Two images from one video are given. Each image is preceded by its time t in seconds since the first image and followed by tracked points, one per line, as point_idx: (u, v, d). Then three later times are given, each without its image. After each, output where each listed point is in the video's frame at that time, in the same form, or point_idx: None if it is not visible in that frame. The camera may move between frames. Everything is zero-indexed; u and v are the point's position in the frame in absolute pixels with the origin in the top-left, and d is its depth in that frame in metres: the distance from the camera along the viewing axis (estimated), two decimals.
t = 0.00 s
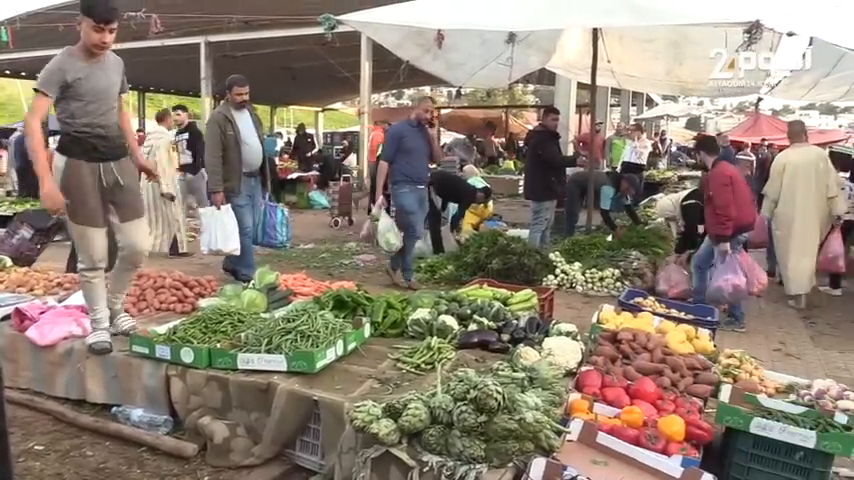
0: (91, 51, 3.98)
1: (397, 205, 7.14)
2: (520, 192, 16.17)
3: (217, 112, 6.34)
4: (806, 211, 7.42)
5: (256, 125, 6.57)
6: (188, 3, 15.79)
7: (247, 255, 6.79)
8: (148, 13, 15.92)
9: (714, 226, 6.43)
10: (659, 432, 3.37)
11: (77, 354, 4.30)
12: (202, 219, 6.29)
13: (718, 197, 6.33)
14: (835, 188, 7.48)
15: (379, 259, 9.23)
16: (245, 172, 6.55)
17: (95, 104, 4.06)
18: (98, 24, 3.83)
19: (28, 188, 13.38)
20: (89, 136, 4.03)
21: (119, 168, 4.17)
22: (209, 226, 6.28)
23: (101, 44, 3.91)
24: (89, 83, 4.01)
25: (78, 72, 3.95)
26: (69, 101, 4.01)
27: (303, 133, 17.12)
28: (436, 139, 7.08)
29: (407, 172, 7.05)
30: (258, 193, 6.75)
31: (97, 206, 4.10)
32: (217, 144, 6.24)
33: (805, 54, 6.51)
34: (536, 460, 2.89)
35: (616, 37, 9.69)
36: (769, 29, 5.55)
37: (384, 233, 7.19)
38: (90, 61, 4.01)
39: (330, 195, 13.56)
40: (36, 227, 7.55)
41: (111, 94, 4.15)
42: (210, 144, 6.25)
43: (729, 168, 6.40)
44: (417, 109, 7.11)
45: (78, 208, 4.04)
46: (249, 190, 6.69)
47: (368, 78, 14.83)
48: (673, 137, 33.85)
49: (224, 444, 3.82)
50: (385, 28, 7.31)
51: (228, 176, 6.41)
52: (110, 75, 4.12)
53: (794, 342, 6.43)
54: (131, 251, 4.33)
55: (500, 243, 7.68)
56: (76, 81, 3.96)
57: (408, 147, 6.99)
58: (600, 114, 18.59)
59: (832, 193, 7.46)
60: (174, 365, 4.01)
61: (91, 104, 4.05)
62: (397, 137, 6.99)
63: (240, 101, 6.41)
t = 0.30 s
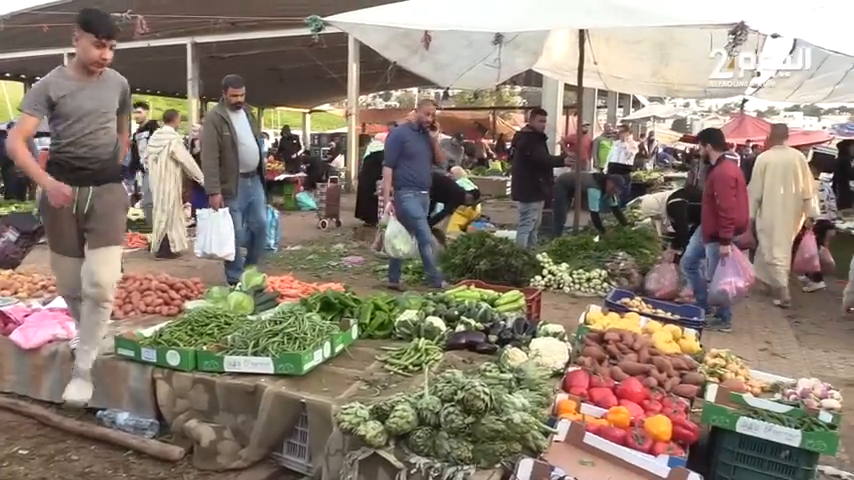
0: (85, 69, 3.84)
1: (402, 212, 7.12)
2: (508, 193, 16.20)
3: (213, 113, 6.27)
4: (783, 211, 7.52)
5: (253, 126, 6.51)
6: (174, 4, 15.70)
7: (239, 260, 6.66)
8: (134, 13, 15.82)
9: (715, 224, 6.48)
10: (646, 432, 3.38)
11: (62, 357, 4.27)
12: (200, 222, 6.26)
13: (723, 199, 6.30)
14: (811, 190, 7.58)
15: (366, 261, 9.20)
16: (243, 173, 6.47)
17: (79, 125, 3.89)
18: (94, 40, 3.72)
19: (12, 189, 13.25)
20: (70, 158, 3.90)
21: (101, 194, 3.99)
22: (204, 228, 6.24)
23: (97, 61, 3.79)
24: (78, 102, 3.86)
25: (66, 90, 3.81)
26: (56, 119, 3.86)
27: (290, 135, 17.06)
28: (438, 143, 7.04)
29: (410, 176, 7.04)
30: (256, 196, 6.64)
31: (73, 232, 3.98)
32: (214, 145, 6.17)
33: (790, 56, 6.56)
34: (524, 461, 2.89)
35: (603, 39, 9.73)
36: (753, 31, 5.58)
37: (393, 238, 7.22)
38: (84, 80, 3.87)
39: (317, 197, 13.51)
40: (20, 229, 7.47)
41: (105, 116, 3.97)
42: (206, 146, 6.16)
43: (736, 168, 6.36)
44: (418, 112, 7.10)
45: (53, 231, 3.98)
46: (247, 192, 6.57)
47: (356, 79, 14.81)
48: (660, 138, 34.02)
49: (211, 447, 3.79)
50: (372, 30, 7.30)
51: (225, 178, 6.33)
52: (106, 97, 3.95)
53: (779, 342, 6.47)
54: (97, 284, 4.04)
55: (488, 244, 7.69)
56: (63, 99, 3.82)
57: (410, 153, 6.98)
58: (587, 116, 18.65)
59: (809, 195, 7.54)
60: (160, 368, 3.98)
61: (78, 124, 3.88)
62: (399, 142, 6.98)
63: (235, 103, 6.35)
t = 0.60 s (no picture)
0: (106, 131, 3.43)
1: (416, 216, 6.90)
2: (496, 193, 16.23)
3: (219, 112, 6.18)
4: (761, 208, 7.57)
5: (258, 128, 6.41)
6: (160, 4, 15.60)
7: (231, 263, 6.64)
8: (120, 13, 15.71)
9: (707, 227, 6.54)
10: (635, 431, 3.38)
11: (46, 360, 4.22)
12: (195, 222, 6.19)
13: (717, 202, 6.33)
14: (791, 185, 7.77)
15: (354, 262, 9.18)
16: (245, 176, 6.39)
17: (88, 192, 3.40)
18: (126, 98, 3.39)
19: None
20: (69, 231, 3.39)
21: (104, 269, 3.49)
22: (199, 229, 6.16)
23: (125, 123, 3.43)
24: (86, 164, 3.37)
25: (76, 151, 3.35)
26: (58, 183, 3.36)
27: (278, 136, 16.99)
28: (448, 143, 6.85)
29: (423, 180, 6.83)
30: (257, 200, 6.54)
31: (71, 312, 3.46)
32: (217, 145, 6.07)
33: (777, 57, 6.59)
34: (513, 461, 2.89)
35: (591, 40, 9.76)
36: (740, 31, 5.61)
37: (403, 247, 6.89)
38: (99, 143, 3.43)
39: (306, 198, 13.47)
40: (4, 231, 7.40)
41: (117, 183, 3.50)
42: (209, 144, 6.07)
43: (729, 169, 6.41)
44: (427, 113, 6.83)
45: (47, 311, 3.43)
46: (248, 195, 6.47)
47: (344, 79, 14.78)
48: (648, 139, 34.18)
49: (198, 450, 3.76)
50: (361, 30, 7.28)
51: (225, 179, 6.25)
52: (121, 164, 3.51)
53: (766, 341, 6.50)
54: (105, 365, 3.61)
55: (477, 245, 7.69)
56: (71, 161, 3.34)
57: (424, 155, 6.77)
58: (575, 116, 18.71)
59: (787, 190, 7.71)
60: (146, 371, 3.95)
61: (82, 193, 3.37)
62: (411, 144, 6.75)
63: (242, 104, 6.25)
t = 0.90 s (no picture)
0: (138, 135, 3.19)
1: (417, 213, 6.85)
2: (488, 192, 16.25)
3: (232, 107, 6.16)
4: (741, 204, 7.61)
5: (269, 128, 6.39)
6: (150, 4, 15.51)
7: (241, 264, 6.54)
8: (109, 13, 15.62)
9: (693, 223, 6.52)
10: (627, 429, 3.38)
11: (36, 363, 4.19)
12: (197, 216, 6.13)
13: (701, 197, 6.37)
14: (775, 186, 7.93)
15: (346, 262, 9.15)
16: (254, 175, 6.35)
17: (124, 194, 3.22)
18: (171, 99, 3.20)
19: None
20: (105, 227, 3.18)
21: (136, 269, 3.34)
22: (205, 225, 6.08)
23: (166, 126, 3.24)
24: (122, 171, 3.17)
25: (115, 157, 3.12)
26: (91, 187, 3.13)
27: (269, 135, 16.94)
28: (457, 139, 6.86)
29: (429, 177, 6.79)
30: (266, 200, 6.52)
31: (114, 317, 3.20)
32: (227, 140, 6.04)
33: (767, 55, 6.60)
34: (506, 460, 2.89)
35: (582, 39, 9.77)
36: (730, 30, 5.62)
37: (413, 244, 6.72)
38: (133, 147, 3.21)
39: (297, 198, 13.43)
40: None
41: (145, 185, 3.35)
42: (219, 138, 6.04)
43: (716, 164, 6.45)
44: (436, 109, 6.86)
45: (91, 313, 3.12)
46: (257, 195, 6.44)
47: (335, 79, 14.75)
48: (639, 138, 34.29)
49: (190, 451, 3.74)
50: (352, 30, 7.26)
51: (234, 174, 6.21)
52: (150, 165, 3.33)
53: (758, 338, 6.53)
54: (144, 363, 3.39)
55: (469, 244, 7.69)
56: (106, 168, 3.12)
57: (430, 151, 6.76)
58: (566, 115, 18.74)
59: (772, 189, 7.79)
60: (137, 372, 3.92)
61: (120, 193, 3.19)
62: (416, 140, 6.73)
63: (255, 102, 6.23)
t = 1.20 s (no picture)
0: (203, 200, 2.91)
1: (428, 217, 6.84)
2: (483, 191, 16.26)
3: (234, 105, 6.00)
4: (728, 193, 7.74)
5: (273, 126, 6.23)
6: (143, 3, 15.45)
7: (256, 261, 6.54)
8: (102, 11, 15.56)
9: (673, 215, 6.59)
10: (621, 427, 3.39)
11: (28, 363, 4.18)
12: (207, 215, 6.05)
13: (681, 190, 6.43)
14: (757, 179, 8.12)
15: (340, 261, 9.14)
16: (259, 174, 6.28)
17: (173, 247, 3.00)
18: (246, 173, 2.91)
19: None
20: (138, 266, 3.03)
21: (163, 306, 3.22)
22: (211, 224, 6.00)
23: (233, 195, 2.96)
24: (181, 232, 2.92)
25: (178, 226, 2.89)
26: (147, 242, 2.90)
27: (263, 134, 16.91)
28: (473, 142, 6.83)
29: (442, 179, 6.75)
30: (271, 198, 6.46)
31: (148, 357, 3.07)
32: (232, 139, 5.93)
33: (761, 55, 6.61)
34: (500, 458, 2.90)
35: (576, 38, 9.78)
36: (723, 29, 5.62)
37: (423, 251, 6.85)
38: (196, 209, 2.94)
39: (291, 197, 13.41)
40: None
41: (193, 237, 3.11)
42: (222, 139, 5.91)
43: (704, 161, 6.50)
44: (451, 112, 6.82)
45: (126, 349, 3.00)
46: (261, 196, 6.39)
47: (329, 77, 14.72)
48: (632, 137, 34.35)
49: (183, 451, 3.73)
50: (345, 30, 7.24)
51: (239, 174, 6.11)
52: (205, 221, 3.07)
53: (751, 336, 6.55)
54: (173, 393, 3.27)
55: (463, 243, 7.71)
56: (163, 230, 2.88)
57: (445, 153, 6.71)
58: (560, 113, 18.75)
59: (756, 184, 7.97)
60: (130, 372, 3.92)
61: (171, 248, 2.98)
62: (432, 142, 6.68)
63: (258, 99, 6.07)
